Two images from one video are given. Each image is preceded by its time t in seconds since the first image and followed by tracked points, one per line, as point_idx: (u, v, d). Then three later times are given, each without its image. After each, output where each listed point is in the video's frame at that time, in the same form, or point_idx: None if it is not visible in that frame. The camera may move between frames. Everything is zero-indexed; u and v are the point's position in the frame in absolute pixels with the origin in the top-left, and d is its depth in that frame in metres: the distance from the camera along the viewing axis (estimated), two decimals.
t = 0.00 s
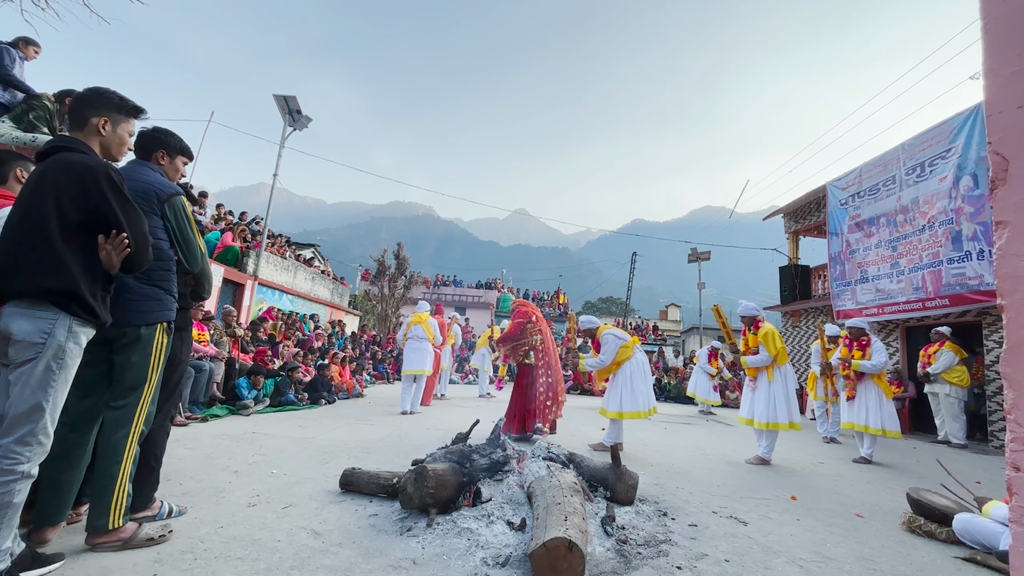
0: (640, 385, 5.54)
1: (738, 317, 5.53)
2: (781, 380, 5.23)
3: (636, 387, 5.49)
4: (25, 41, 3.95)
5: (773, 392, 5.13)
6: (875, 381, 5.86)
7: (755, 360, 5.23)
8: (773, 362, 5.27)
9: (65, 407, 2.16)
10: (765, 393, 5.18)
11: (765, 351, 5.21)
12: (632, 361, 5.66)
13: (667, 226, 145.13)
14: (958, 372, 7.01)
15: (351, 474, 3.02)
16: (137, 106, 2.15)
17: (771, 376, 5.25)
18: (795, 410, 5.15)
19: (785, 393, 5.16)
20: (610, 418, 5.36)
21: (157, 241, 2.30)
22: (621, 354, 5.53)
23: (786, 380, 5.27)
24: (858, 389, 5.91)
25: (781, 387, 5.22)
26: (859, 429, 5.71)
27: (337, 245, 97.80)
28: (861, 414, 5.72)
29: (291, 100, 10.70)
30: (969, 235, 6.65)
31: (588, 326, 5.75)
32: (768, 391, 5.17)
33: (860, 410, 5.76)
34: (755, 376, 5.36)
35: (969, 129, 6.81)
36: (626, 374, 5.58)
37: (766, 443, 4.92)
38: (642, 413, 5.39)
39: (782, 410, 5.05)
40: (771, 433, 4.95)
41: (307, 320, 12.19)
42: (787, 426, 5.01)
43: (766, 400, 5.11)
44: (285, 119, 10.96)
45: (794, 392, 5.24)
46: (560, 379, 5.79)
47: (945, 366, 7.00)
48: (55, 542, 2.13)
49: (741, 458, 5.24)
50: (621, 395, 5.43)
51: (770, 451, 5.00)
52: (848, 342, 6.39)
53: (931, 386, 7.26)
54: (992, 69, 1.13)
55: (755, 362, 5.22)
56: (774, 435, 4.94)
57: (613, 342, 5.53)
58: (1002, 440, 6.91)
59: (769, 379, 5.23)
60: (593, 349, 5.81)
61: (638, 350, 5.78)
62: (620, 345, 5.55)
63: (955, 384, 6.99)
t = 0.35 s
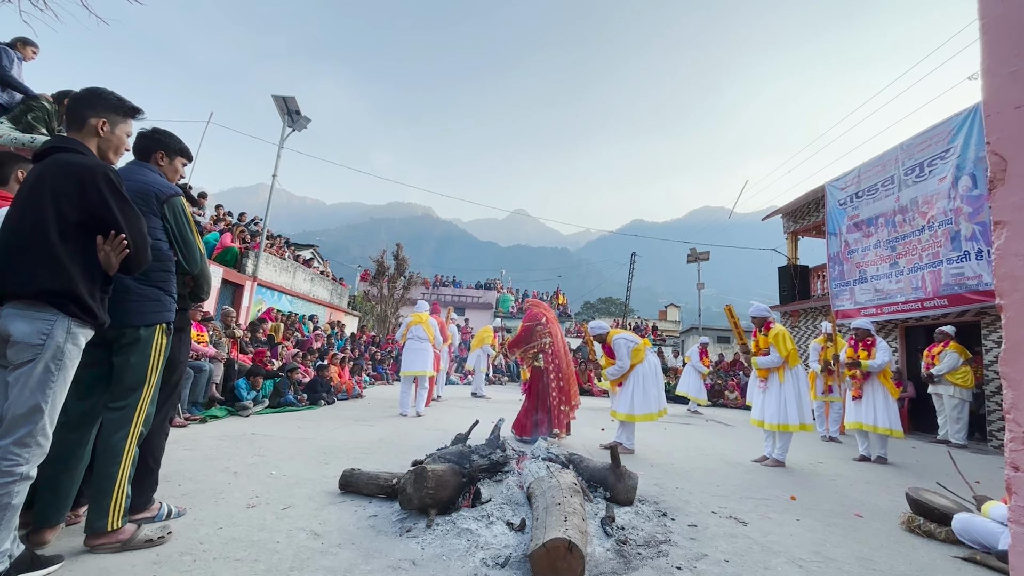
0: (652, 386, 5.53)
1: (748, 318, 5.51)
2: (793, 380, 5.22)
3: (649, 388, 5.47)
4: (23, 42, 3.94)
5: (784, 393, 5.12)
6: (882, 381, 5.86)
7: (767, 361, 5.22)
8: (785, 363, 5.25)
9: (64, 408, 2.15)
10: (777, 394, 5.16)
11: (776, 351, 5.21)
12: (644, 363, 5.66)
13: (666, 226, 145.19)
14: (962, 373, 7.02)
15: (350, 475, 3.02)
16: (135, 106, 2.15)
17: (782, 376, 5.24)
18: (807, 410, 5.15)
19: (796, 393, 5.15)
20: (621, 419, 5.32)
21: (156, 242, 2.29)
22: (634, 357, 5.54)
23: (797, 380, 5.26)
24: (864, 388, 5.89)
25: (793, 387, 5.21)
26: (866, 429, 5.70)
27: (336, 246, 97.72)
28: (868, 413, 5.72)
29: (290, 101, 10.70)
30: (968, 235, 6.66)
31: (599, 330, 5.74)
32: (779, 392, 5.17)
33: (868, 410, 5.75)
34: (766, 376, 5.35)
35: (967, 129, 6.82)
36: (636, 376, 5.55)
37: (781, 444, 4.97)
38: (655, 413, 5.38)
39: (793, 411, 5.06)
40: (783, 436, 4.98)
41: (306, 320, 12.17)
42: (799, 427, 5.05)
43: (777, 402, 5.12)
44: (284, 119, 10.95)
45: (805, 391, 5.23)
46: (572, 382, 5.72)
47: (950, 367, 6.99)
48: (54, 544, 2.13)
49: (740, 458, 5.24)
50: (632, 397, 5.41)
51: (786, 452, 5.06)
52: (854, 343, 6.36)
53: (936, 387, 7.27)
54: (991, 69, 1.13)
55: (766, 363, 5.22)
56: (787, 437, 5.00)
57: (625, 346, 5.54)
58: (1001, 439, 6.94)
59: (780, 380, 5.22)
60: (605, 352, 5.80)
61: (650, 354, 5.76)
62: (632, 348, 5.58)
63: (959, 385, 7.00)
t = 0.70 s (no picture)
0: (668, 389, 5.56)
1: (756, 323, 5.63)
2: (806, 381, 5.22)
3: (666, 391, 5.51)
4: (22, 42, 3.94)
5: (798, 395, 5.13)
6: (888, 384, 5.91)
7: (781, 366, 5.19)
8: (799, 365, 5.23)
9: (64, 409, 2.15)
10: (792, 396, 5.16)
11: (789, 355, 5.20)
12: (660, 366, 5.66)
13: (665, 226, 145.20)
14: (964, 373, 7.01)
15: (350, 475, 3.02)
16: (133, 107, 2.15)
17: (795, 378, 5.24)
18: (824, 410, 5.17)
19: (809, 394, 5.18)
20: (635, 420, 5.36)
21: (156, 243, 2.29)
22: (651, 359, 5.54)
23: (811, 381, 5.25)
24: (872, 393, 5.89)
25: (806, 388, 5.22)
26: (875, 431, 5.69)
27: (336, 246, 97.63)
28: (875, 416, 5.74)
29: (289, 101, 10.69)
30: (967, 235, 6.66)
31: (615, 331, 5.69)
32: (794, 394, 5.15)
33: (874, 413, 5.77)
34: (780, 380, 5.33)
35: (966, 129, 6.83)
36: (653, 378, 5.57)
37: (794, 446, 5.01)
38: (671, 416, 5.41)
39: (808, 412, 5.06)
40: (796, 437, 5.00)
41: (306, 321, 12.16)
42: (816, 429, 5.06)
43: (792, 404, 5.11)
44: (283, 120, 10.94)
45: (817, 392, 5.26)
46: (582, 385, 5.57)
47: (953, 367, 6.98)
48: (53, 545, 2.13)
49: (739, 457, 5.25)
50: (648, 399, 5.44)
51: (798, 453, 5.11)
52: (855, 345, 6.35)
53: (938, 387, 7.27)
54: (990, 68, 1.13)
55: (781, 367, 5.18)
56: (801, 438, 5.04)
57: (643, 348, 5.51)
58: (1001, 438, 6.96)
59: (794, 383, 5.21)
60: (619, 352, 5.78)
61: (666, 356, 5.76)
62: (649, 351, 5.54)
63: (963, 385, 7.00)
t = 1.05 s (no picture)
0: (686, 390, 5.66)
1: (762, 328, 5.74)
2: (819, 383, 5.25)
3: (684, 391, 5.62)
4: (22, 43, 3.95)
5: (811, 397, 5.15)
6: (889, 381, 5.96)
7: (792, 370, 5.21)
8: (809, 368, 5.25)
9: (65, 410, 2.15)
10: (807, 399, 5.18)
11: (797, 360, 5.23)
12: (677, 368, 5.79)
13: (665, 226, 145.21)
14: (966, 373, 6.98)
15: (349, 475, 3.02)
16: (134, 107, 2.15)
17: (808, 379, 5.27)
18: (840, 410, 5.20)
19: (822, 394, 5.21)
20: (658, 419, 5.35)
21: (156, 243, 2.29)
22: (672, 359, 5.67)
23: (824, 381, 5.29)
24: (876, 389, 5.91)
25: (819, 388, 5.25)
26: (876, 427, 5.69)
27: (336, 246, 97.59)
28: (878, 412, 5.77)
29: (289, 101, 10.69)
30: (967, 234, 6.66)
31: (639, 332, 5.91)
32: (808, 397, 5.18)
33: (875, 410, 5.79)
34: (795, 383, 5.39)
35: (966, 129, 6.82)
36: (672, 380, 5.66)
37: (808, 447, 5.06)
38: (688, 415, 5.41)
39: (822, 415, 5.09)
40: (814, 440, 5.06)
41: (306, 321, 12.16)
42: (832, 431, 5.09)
43: (806, 408, 5.13)
44: (282, 120, 10.94)
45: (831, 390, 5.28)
46: (601, 387, 5.54)
47: (954, 367, 6.94)
48: (54, 545, 2.13)
49: (738, 456, 5.26)
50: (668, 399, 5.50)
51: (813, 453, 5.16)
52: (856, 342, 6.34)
53: (940, 386, 7.27)
54: (989, 68, 1.13)
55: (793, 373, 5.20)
56: (815, 440, 5.09)
57: (668, 348, 5.66)
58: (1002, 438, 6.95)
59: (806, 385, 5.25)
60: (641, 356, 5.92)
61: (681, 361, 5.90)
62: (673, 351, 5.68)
63: (963, 385, 6.99)
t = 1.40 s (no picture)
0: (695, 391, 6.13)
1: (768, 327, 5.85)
2: (820, 381, 5.31)
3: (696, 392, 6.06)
4: (22, 42, 3.95)
5: (813, 396, 5.23)
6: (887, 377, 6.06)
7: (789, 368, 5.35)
8: (808, 367, 5.36)
9: (65, 410, 2.15)
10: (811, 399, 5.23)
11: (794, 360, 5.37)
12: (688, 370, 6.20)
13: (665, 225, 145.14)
14: (967, 373, 6.98)
15: (350, 475, 3.02)
16: (134, 107, 2.15)
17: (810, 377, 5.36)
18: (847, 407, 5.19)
19: (827, 392, 5.24)
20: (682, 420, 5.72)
21: (157, 242, 2.29)
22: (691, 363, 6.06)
23: (827, 379, 5.31)
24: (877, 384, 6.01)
25: (823, 385, 5.30)
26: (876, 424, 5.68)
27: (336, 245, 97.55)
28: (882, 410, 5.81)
29: (289, 101, 10.69)
30: (968, 233, 6.65)
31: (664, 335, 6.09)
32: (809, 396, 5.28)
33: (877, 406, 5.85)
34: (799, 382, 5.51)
35: (967, 128, 6.81)
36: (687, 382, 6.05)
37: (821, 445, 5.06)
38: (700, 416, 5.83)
39: (825, 413, 5.13)
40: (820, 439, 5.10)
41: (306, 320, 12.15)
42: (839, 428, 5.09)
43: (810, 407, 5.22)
44: (283, 119, 10.94)
45: (837, 387, 5.29)
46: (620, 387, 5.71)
47: (954, 367, 6.94)
48: (55, 545, 2.13)
49: (739, 456, 5.26)
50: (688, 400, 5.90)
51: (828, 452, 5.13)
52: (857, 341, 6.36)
53: (941, 386, 7.27)
54: (990, 67, 1.13)
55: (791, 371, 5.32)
56: (825, 438, 5.11)
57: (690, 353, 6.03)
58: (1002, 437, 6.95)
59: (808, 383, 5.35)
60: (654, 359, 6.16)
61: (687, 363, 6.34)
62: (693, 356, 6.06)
63: (964, 384, 6.99)
